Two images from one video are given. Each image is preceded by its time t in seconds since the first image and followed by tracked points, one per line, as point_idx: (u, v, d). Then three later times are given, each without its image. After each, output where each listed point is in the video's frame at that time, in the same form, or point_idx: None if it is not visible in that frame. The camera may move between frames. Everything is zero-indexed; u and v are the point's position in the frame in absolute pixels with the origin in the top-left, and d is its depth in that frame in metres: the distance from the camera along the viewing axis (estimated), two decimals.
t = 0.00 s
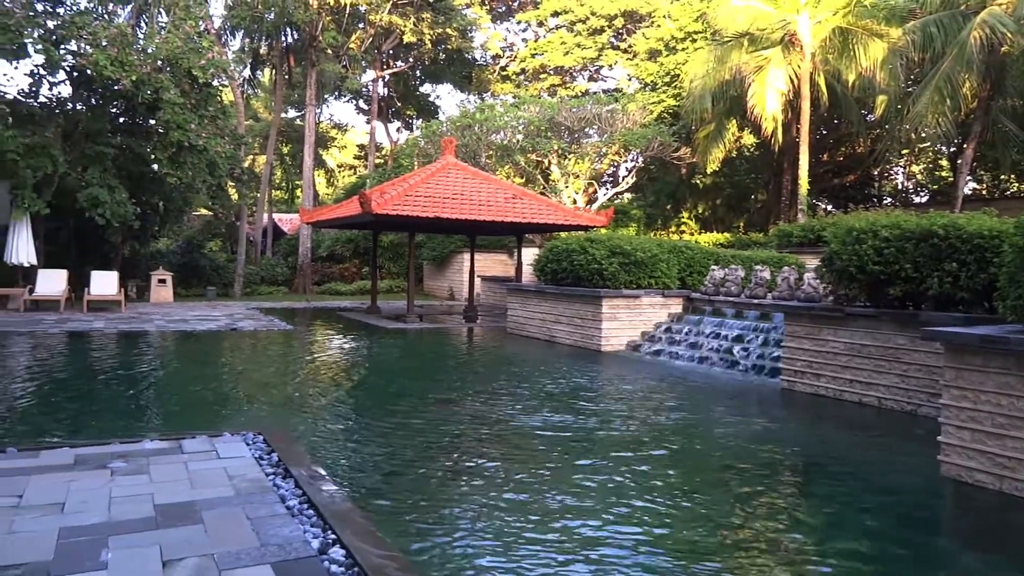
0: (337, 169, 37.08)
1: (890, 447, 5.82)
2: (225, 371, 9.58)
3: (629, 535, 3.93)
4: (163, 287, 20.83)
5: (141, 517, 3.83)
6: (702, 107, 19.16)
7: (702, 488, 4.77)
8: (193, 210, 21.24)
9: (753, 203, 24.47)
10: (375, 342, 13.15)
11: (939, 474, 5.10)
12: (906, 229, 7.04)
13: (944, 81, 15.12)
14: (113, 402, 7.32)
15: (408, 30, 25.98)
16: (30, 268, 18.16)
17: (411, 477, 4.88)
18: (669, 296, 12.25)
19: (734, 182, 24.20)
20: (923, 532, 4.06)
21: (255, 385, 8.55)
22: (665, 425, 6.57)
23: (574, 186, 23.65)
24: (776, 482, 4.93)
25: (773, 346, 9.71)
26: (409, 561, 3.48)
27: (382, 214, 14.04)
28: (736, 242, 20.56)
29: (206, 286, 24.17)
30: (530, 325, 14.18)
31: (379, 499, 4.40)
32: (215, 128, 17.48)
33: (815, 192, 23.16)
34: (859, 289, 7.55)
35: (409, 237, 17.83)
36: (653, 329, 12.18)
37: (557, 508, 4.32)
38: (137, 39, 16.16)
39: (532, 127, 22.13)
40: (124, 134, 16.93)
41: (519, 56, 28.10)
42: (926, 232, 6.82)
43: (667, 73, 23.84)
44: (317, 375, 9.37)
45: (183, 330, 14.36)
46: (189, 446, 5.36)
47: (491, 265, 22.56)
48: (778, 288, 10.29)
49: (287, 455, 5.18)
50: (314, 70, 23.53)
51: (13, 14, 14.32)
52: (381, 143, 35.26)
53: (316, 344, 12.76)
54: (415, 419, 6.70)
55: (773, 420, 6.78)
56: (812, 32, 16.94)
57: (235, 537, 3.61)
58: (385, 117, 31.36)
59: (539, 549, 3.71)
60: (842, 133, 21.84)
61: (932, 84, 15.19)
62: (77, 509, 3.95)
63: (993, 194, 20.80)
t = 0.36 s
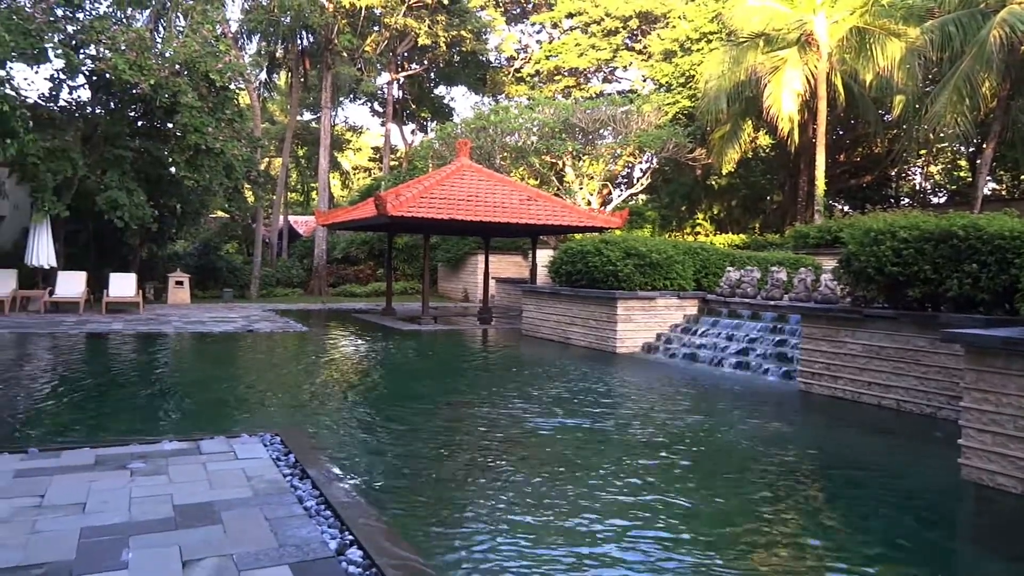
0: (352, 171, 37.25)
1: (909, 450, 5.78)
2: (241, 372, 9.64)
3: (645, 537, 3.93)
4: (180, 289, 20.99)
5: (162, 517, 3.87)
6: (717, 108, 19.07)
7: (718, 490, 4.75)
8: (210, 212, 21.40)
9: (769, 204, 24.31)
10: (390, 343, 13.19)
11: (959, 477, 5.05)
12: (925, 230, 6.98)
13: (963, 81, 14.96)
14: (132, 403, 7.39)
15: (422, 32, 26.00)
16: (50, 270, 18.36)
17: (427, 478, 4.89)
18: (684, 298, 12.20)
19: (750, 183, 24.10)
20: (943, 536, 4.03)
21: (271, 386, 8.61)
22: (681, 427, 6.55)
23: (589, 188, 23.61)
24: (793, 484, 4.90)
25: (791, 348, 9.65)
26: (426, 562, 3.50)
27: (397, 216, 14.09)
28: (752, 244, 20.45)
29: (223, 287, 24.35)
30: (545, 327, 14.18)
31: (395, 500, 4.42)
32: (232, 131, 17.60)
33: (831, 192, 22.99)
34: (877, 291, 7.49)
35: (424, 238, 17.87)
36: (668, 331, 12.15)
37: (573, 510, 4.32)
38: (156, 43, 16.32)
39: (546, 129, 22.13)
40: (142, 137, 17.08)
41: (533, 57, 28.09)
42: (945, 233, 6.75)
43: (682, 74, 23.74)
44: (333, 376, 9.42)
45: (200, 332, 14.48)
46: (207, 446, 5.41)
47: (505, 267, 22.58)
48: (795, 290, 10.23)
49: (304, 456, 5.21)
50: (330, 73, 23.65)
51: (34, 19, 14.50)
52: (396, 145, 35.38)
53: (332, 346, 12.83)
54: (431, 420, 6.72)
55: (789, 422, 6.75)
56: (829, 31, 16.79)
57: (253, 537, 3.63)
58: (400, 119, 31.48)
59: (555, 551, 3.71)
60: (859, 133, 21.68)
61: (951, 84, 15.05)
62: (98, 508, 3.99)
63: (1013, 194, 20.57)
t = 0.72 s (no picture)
0: (359, 171, 37.33)
1: (918, 450, 5.76)
2: (249, 372, 9.67)
3: (653, 537, 3.94)
4: (188, 290, 21.06)
5: (172, 517, 3.88)
6: (725, 108, 19.03)
7: (727, 490, 4.75)
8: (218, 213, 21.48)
9: (777, 204, 24.40)
10: (397, 344, 13.21)
11: (969, 478, 5.03)
12: (934, 229, 6.96)
13: (972, 80, 14.89)
14: (141, 403, 7.42)
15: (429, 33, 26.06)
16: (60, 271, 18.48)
17: (435, 479, 4.90)
18: (692, 298, 12.19)
19: (757, 183, 24.05)
20: (952, 536, 4.02)
21: (279, 386, 8.64)
22: (689, 427, 6.54)
23: (596, 188, 23.62)
24: (801, 485, 4.89)
25: (799, 349, 9.63)
26: (435, 562, 3.51)
27: (405, 217, 14.11)
28: (759, 243, 20.41)
29: (231, 288, 24.43)
30: (553, 327, 14.17)
31: (405, 500, 4.43)
32: (240, 133, 17.58)
33: (840, 192, 22.93)
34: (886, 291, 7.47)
35: (431, 239, 17.88)
36: (676, 331, 12.13)
37: (581, 510, 4.32)
38: (164, 45, 16.42)
39: (553, 129, 22.14)
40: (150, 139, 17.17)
41: (540, 58, 28.10)
42: (955, 232, 6.73)
43: (689, 74, 23.69)
44: (340, 377, 9.44)
45: (209, 332, 14.54)
46: (217, 447, 5.43)
47: (512, 267, 22.60)
48: (803, 290, 10.22)
49: (313, 456, 5.23)
50: (337, 74, 23.73)
51: (43, 22, 14.62)
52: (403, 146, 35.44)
53: (339, 346, 12.86)
54: (438, 421, 6.72)
55: (798, 423, 6.73)
56: (836, 31, 16.78)
57: (264, 536, 3.65)
58: (406, 120, 31.57)
59: (565, 551, 3.72)
60: (867, 132, 21.59)
61: (960, 83, 14.98)
62: (110, 508, 4.01)
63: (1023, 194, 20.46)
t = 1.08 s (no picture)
0: (371, 169, 37.43)
1: (936, 447, 5.72)
2: (263, 370, 9.73)
3: (669, 534, 3.94)
4: (203, 288, 21.18)
5: (192, 512, 3.92)
6: (738, 103, 18.95)
7: (742, 488, 4.74)
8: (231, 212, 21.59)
9: (790, 200, 24.06)
10: (410, 341, 13.24)
11: (986, 476, 5.00)
12: (951, 225, 6.91)
13: (989, 74, 14.70)
14: (158, 400, 7.48)
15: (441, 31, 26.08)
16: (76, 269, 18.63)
17: (450, 475, 4.91)
18: (705, 295, 12.15)
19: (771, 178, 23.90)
20: (971, 534, 4.00)
21: (294, 383, 8.68)
22: (704, 424, 6.53)
23: (608, 185, 23.59)
24: (817, 482, 4.88)
25: (814, 345, 9.57)
26: (453, 558, 3.52)
27: (418, 214, 14.13)
28: (773, 239, 20.30)
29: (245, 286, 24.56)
30: (566, 324, 14.16)
31: (420, 496, 4.45)
32: (253, 131, 17.81)
33: (854, 188, 22.81)
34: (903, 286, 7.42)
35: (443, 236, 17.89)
36: (689, 327, 12.08)
37: (596, 507, 4.33)
38: (178, 44, 16.51)
39: (565, 126, 22.11)
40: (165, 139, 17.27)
41: (552, 54, 28.03)
42: (973, 228, 6.67)
43: (702, 70, 23.58)
44: (354, 374, 9.48)
45: (224, 330, 14.63)
46: (234, 443, 5.48)
47: (525, 264, 22.61)
48: (818, 286, 10.17)
49: (329, 452, 5.26)
50: (349, 72, 23.79)
51: (59, 23, 14.74)
52: (414, 143, 35.49)
53: (352, 343, 12.91)
54: (453, 418, 6.73)
55: (813, 420, 6.70)
56: (851, 25, 16.59)
57: (283, 531, 3.68)
58: (418, 118, 31.62)
59: (580, 547, 3.73)
60: (882, 126, 21.42)
61: (976, 77, 14.78)
62: (130, 503, 4.05)
63: None
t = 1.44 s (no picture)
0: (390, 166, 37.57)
1: (960, 446, 5.67)
2: (284, 365, 9.80)
3: (690, 531, 3.94)
4: (225, 284, 21.35)
5: (217, 506, 3.97)
6: (759, 98, 18.77)
7: (764, 486, 4.73)
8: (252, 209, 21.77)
9: (811, 196, 23.71)
10: (429, 337, 13.29)
11: (1013, 476, 4.95)
12: (978, 222, 6.82)
13: (1016, 68, 14.17)
14: (183, 395, 7.58)
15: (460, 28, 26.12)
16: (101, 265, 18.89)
17: (470, 471, 4.93)
18: (726, 292, 12.09)
19: (792, 175, 23.39)
20: (996, 534, 3.97)
21: (315, 379, 8.75)
22: (724, 422, 6.51)
23: (627, 181, 23.52)
24: (840, 481, 4.85)
25: (837, 343, 9.50)
26: (474, 554, 3.53)
27: (438, 211, 14.18)
28: (794, 236, 20.12)
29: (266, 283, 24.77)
30: (585, 321, 14.14)
31: (441, 492, 4.47)
32: (274, 129, 17.95)
33: (877, 184, 22.61)
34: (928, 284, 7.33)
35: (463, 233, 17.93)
36: (710, 325, 12.03)
37: (617, 504, 4.33)
38: (201, 43, 16.67)
39: (584, 122, 22.03)
40: (187, 136, 17.45)
41: (571, 51, 27.93)
42: (1000, 225, 6.58)
43: (722, 65, 23.40)
44: (375, 370, 9.54)
45: (245, 326, 14.76)
46: (258, 437, 5.53)
47: (544, 261, 22.61)
48: (841, 284, 10.08)
49: (351, 448, 5.30)
50: (369, 69, 23.89)
51: (84, 23, 14.95)
52: (434, 140, 35.57)
53: (372, 340, 12.98)
54: (473, 414, 6.75)
55: (836, 418, 6.65)
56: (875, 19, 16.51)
57: (307, 526, 3.71)
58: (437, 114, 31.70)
59: (601, 544, 3.73)
60: (905, 122, 21.27)
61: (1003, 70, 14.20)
62: (156, 496, 4.10)
63: None
